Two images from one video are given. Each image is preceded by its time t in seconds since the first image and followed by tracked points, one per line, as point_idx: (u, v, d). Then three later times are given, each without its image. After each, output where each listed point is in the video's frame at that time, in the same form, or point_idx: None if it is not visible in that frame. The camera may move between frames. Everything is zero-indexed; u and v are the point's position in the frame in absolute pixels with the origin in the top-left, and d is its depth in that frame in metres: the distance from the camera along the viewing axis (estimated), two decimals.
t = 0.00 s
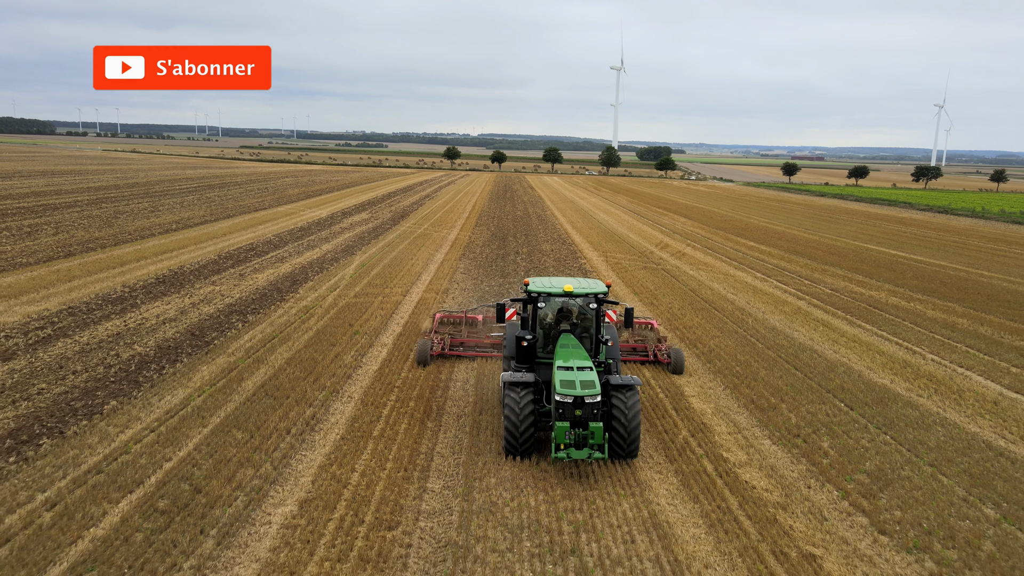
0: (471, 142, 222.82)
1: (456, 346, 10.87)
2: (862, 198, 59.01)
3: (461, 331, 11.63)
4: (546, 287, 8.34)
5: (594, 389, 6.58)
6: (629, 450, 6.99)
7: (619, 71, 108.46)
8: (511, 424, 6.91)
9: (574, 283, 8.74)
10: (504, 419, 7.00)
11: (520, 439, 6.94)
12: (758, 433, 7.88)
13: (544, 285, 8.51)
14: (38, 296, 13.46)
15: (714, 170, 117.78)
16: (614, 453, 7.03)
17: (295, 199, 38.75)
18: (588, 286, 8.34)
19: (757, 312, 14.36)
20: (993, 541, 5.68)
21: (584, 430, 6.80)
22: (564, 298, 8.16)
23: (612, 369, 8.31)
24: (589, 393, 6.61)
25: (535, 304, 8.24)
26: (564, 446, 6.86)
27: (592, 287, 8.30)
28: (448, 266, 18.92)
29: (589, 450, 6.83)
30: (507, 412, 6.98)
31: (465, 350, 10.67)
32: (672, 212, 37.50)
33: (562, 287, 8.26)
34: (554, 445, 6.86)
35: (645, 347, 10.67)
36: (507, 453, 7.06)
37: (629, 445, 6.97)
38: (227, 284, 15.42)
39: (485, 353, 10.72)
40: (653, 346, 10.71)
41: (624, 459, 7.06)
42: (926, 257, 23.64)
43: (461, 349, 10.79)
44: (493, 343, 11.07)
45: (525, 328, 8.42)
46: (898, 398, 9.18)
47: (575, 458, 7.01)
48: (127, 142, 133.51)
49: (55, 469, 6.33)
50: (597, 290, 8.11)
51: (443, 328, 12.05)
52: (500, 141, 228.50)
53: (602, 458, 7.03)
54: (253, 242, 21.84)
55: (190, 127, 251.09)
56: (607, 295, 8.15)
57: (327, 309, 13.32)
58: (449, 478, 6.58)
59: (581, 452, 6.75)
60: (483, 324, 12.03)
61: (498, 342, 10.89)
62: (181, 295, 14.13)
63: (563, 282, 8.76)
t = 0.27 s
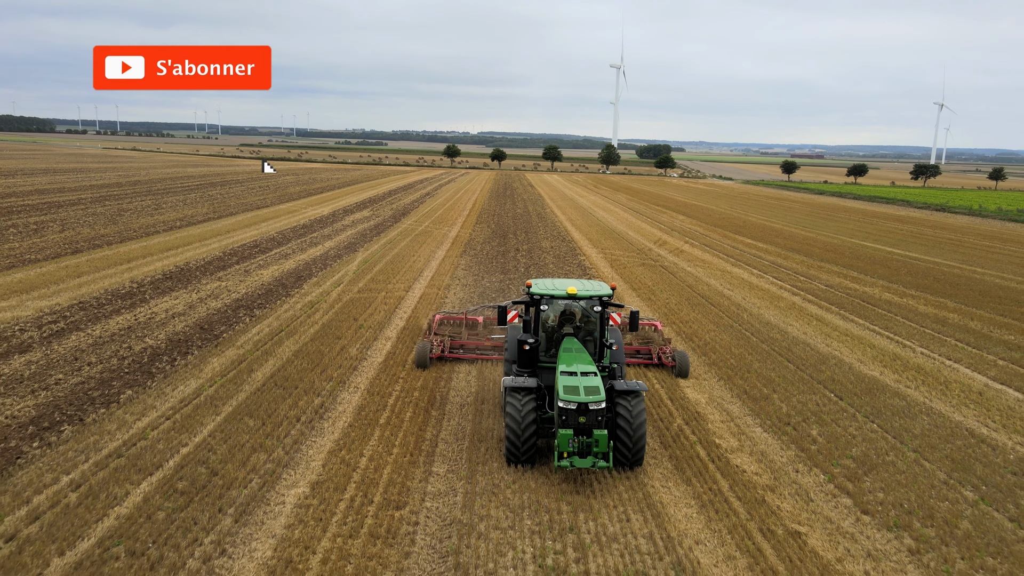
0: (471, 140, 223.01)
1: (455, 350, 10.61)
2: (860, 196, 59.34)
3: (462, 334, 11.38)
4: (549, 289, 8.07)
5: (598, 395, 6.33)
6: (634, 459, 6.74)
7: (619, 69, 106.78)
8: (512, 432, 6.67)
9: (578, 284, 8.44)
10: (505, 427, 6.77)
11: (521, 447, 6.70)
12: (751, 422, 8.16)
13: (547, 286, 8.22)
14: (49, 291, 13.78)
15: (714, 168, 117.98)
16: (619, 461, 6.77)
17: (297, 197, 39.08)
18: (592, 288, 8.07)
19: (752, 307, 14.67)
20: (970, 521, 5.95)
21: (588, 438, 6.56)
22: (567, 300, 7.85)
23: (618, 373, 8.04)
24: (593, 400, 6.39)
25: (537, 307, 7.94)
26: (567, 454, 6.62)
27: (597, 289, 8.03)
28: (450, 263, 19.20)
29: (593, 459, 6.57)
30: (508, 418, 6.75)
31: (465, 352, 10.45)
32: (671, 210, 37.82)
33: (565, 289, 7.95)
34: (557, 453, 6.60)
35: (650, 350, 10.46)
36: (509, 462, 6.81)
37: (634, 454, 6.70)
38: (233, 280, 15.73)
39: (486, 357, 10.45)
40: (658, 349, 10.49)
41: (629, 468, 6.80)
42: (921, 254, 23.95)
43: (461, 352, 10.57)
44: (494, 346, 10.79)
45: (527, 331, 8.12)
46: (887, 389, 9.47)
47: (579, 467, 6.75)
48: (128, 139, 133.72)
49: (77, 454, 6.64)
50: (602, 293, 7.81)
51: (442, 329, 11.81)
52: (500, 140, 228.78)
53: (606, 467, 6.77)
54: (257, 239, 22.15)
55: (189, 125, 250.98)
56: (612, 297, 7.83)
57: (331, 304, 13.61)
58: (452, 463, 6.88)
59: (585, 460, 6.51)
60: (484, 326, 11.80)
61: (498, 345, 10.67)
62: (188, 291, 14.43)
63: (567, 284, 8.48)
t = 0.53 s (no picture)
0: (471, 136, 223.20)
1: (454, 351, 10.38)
2: (858, 192, 59.72)
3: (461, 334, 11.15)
4: (552, 289, 7.91)
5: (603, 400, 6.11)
6: (640, 464, 6.53)
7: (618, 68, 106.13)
8: (514, 436, 6.48)
9: (581, 284, 8.31)
10: (507, 431, 6.55)
11: (523, 452, 6.51)
12: (743, 409, 8.47)
13: (550, 286, 8.06)
14: (60, 285, 14.09)
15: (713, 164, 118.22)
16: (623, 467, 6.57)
17: (299, 193, 39.38)
18: (596, 288, 7.93)
19: (748, 300, 14.98)
20: (948, 499, 6.27)
21: (592, 444, 6.32)
22: (570, 301, 7.71)
23: (621, 376, 7.86)
24: (597, 404, 6.14)
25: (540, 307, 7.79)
26: (571, 460, 6.39)
27: (601, 289, 7.88)
28: (451, 257, 19.52)
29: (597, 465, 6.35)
30: (509, 423, 6.53)
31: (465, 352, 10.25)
32: (670, 206, 38.09)
33: (568, 290, 7.80)
34: (561, 459, 6.39)
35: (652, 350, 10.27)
36: (511, 467, 6.62)
37: (640, 459, 6.50)
38: (239, 274, 16.03)
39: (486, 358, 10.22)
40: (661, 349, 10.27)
41: (635, 473, 6.59)
42: (917, 249, 24.26)
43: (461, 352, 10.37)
44: (494, 346, 10.56)
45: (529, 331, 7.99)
46: (875, 378, 9.78)
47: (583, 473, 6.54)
48: (128, 136, 133.92)
49: (98, 437, 6.96)
50: (606, 293, 7.69)
51: (441, 330, 11.58)
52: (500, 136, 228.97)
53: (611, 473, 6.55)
54: (261, 234, 22.45)
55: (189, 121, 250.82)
56: (616, 297, 7.72)
57: (336, 297, 13.91)
58: (456, 446, 7.20)
59: (589, 467, 6.26)
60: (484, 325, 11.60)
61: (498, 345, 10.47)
62: (195, 285, 14.75)
63: (569, 283, 8.33)
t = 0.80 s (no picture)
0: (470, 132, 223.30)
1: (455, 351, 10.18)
2: (857, 187, 60.08)
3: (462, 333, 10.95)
4: (556, 289, 7.63)
5: (609, 406, 5.88)
6: (647, 471, 6.32)
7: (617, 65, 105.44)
8: (517, 442, 6.27)
9: (585, 284, 8.01)
10: (510, 436, 6.35)
11: (526, 458, 6.29)
12: (736, 397, 8.77)
13: (553, 286, 7.77)
14: (71, 278, 14.41)
15: (713, 160, 118.47)
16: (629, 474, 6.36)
17: (301, 189, 39.67)
18: (601, 288, 7.62)
19: (744, 294, 15.30)
20: (929, 479, 6.60)
21: (598, 451, 6.07)
22: (574, 302, 7.42)
23: (627, 379, 7.55)
24: (604, 410, 5.93)
25: (542, 309, 7.52)
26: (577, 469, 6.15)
27: (607, 289, 7.56)
28: (453, 252, 19.81)
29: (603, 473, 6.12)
30: (512, 428, 6.34)
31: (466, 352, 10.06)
32: (669, 202, 38.40)
33: (572, 290, 7.51)
34: (566, 467, 6.16)
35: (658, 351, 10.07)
36: (514, 474, 6.41)
37: (646, 466, 6.30)
38: (244, 268, 16.33)
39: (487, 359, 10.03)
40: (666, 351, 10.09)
41: (642, 481, 6.39)
42: (912, 245, 24.59)
43: (461, 352, 10.17)
44: (496, 347, 10.36)
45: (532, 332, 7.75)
46: (866, 367, 10.10)
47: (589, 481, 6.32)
48: (127, 131, 133.97)
49: (119, 421, 7.29)
50: (611, 293, 7.38)
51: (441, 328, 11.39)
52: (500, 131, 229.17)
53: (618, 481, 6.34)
54: (264, 229, 22.74)
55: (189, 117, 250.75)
56: (622, 298, 7.40)
57: (340, 290, 14.22)
58: (461, 430, 7.53)
59: (595, 475, 6.02)
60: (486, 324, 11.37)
61: (500, 345, 10.26)
62: (203, 278, 15.05)
63: (574, 283, 8.04)
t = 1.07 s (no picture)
0: (470, 125, 223.09)
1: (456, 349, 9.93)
2: (856, 181, 60.36)
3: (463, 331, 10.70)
4: (561, 287, 7.41)
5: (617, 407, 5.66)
6: (656, 475, 6.10)
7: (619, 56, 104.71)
8: (522, 444, 6.05)
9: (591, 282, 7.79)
10: (515, 439, 6.12)
11: (531, 462, 6.05)
12: (732, 382, 9.07)
13: (558, 284, 7.54)
14: (82, 269, 14.72)
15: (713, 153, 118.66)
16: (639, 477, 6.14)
17: (303, 182, 39.94)
18: (607, 286, 7.40)
19: (741, 284, 15.59)
20: (913, 457, 6.92)
21: (606, 454, 5.92)
22: (580, 299, 7.23)
23: (635, 380, 7.32)
24: (612, 412, 5.74)
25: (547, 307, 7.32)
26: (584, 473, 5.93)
27: (613, 287, 7.34)
28: (455, 244, 20.10)
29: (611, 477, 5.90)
30: (517, 430, 6.11)
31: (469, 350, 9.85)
32: (669, 195, 38.67)
33: (578, 288, 7.32)
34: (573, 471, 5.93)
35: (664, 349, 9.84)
36: (519, 478, 6.18)
37: (656, 469, 6.07)
38: (250, 259, 16.63)
39: (490, 357, 9.78)
40: (673, 348, 9.87)
41: (651, 484, 6.16)
42: (909, 237, 24.90)
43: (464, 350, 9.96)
44: (498, 345, 10.11)
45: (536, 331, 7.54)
46: (858, 354, 10.41)
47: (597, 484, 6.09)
48: (127, 125, 134.01)
49: (138, 403, 7.60)
50: (618, 291, 7.15)
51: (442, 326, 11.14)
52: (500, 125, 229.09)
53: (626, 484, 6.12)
54: (269, 222, 23.03)
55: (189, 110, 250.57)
56: (629, 295, 7.18)
57: (346, 281, 14.51)
58: (466, 412, 7.84)
59: (604, 479, 5.85)
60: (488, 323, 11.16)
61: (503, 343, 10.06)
62: (210, 269, 15.35)
63: (580, 281, 7.85)
